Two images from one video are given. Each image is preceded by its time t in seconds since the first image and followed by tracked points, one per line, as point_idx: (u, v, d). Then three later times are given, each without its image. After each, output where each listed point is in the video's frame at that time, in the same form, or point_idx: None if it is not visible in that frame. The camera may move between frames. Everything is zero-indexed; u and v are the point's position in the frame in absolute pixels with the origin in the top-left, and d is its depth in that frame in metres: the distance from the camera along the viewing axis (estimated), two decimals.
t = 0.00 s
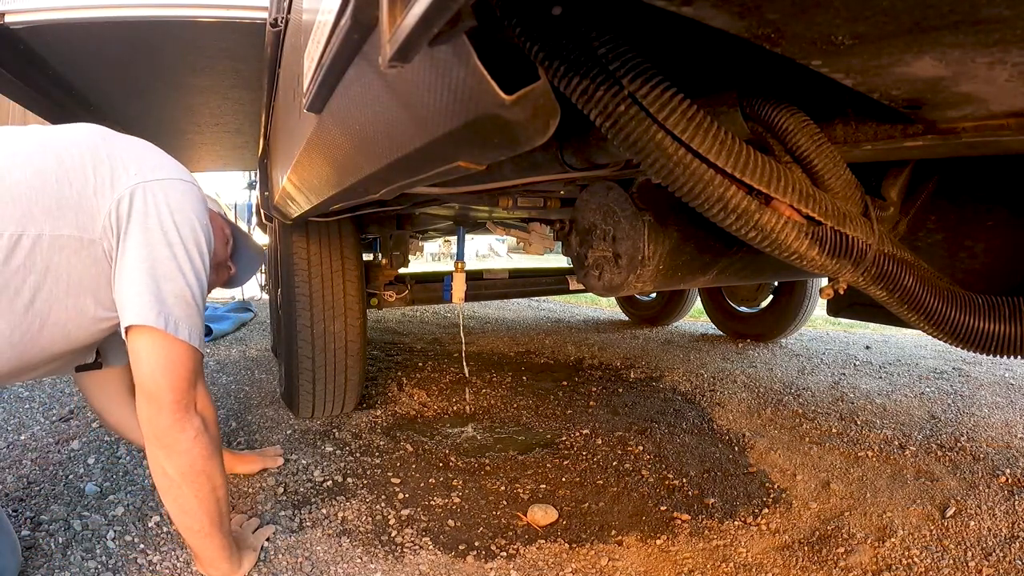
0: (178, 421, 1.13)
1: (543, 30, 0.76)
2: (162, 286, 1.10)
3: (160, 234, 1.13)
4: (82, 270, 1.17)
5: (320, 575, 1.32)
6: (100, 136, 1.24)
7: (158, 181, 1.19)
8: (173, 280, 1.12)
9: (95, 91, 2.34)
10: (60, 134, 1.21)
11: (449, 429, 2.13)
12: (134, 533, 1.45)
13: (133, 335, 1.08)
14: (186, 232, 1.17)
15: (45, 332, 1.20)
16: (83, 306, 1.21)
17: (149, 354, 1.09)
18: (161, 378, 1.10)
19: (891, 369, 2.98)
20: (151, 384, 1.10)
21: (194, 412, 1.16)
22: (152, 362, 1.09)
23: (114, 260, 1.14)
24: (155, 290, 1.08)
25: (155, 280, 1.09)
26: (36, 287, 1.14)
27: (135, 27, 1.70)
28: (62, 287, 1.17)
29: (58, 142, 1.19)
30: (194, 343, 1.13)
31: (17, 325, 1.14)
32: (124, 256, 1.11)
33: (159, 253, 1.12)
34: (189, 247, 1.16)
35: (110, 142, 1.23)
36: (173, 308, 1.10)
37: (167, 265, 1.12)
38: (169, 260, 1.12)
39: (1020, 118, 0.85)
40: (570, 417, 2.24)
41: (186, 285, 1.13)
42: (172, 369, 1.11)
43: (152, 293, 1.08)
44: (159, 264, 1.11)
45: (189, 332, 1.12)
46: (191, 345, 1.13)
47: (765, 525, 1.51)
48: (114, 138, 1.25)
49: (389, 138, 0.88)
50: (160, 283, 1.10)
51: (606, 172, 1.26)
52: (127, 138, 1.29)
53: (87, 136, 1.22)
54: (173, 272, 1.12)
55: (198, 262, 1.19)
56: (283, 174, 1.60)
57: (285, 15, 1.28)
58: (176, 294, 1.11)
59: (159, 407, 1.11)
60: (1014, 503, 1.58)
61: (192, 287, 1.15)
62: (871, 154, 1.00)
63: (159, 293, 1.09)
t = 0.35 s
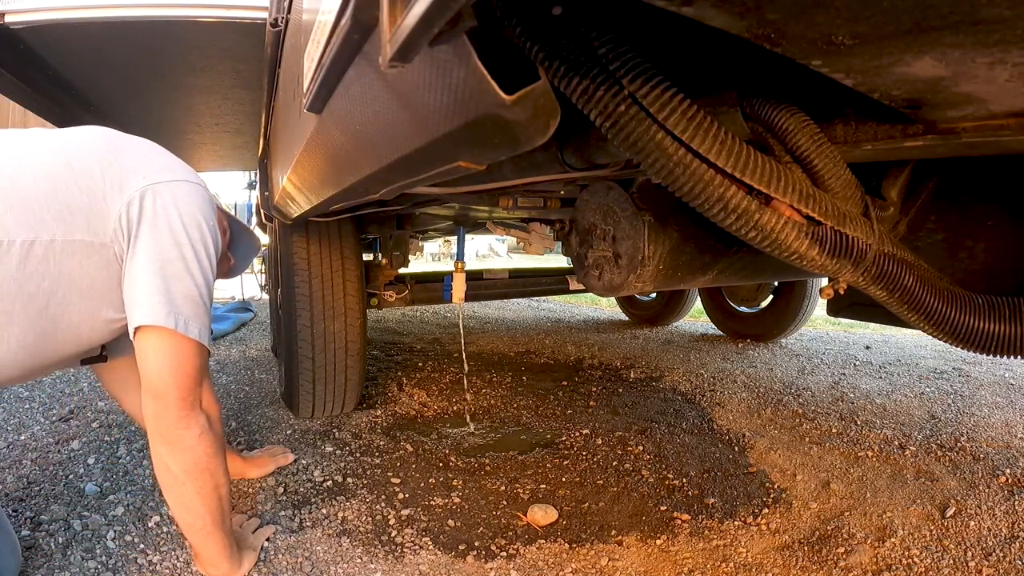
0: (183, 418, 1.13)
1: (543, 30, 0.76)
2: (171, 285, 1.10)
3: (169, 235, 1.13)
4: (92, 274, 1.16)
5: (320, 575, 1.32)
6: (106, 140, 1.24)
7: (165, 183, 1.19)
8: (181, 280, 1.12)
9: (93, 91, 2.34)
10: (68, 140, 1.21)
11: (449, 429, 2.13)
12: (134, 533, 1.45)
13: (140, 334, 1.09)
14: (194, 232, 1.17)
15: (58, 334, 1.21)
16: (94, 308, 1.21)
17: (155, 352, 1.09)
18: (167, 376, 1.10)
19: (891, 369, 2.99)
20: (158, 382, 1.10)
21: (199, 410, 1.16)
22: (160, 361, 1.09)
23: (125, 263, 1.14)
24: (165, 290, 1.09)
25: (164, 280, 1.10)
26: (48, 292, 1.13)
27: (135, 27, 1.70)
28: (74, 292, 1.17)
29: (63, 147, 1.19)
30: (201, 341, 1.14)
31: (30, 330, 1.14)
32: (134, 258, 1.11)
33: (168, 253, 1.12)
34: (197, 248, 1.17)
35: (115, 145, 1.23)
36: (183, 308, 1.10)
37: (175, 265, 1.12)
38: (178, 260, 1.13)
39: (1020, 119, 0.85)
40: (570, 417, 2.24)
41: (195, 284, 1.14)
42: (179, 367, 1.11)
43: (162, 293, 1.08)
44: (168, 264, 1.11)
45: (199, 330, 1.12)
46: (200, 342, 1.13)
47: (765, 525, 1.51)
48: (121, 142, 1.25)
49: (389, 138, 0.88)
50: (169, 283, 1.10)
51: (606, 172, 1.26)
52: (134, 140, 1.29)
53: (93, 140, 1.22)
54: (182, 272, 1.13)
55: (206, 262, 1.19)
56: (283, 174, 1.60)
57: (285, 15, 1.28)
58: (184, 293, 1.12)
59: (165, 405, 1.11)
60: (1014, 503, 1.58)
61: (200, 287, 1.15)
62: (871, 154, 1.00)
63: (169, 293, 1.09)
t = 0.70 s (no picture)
0: (195, 411, 1.13)
1: (543, 30, 0.76)
2: (189, 283, 1.11)
3: (186, 235, 1.14)
4: (108, 277, 1.17)
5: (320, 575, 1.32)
6: (118, 145, 1.25)
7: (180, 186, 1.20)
8: (199, 277, 1.13)
9: (93, 91, 2.33)
10: (79, 145, 1.21)
11: (449, 429, 2.13)
12: (134, 533, 1.45)
13: (156, 329, 1.09)
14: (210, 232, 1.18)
15: (74, 338, 1.21)
16: (112, 310, 1.22)
17: (170, 344, 1.10)
18: (181, 368, 1.11)
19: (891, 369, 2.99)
20: (173, 375, 1.11)
21: (210, 404, 1.17)
22: (176, 353, 1.10)
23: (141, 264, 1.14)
24: (184, 289, 1.10)
25: (183, 278, 1.11)
26: (67, 295, 1.14)
27: (135, 27, 1.70)
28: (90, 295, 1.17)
29: (76, 152, 1.19)
30: (218, 334, 1.15)
31: (49, 331, 1.15)
32: (151, 258, 1.12)
33: (185, 253, 1.13)
34: (213, 248, 1.18)
35: (127, 150, 1.24)
36: (202, 305, 1.11)
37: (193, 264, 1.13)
38: (195, 259, 1.13)
39: (1020, 119, 0.85)
40: (570, 417, 2.24)
41: (212, 281, 1.15)
42: (194, 360, 1.12)
43: (181, 292, 1.09)
44: (185, 263, 1.12)
45: (218, 324, 1.14)
46: (215, 334, 1.14)
47: (765, 525, 1.51)
48: (133, 147, 1.26)
49: (389, 138, 0.88)
50: (187, 281, 1.11)
51: (606, 172, 1.26)
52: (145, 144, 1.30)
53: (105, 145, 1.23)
54: (200, 269, 1.13)
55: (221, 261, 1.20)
56: (283, 174, 1.60)
57: (285, 15, 1.28)
58: (203, 290, 1.13)
59: (178, 397, 1.11)
60: (1014, 503, 1.58)
61: (216, 283, 1.16)
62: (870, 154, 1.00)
63: (188, 291, 1.10)
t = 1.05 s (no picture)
0: (192, 419, 1.13)
1: (543, 30, 0.76)
2: (183, 292, 1.10)
3: (178, 245, 1.13)
4: (100, 290, 1.17)
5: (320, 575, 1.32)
6: (111, 154, 1.24)
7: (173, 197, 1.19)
8: (195, 285, 1.12)
9: (93, 90, 2.33)
10: (71, 155, 1.20)
11: (449, 429, 2.13)
12: (134, 533, 1.45)
13: (148, 339, 1.08)
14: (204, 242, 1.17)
15: (67, 350, 1.21)
16: (103, 323, 1.22)
17: (164, 352, 1.09)
18: (176, 376, 1.10)
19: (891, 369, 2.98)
20: (168, 383, 1.10)
21: (207, 411, 1.16)
22: (171, 362, 1.09)
23: (133, 277, 1.14)
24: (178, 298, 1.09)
25: (177, 287, 1.10)
26: (59, 310, 1.14)
27: (134, 27, 1.70)
28: (83, 308, 1.17)
29: (68, 163, 1.18)
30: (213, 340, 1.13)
31: (40, 345, 1.16)
32: (144, 270, 1.11)
33: (179, 263, 1.12)
34: (209, 256, 1.17)
35: (120, 159, 1.23)
36: (196, 314, 1.10)
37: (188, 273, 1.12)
38: (190, 268, 1.13)
39: (1019, 119, 0.85)
40: (570, 416, 2.24)
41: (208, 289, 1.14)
42: (189, 367, 1.11)
43: (175, 302, 1.09)
44: (179, 272, 1.11)
45: (215, 331, 1.13)
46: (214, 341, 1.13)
47: (765, 525, 1.51)
48: (125, 156, 1.25)
49: (389, 138, 0.88)
50: (182, 289, 1.10)
51: (606, 172, 1.26)
52: (139, 153, 1.29)
53: (97, 155, 1.22)
54: (194, 278, 1.12)
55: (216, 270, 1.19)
56: (283, 174, 1.60)
57: (285, 15, 1.28)
58: (199, 298, 1.12)
59: (174, 405, 1.11)
60: (1014, 503, 1.58)
61: (212, 291, 1.15)
62: (870, 153, 1.00)
63: (182, 300, 1.09)
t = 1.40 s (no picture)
0: (185, 424, 1.13)
1: (543, 30, 0.76)
2: (167, 296, 1.09)
3: (162, 248, 1.13)
4: (85, 291, 1.17)
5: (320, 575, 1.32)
6: (97, 156, 1.24)
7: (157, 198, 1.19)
8: (179, 289, 1.11)
9: (92, 90, 2.34)
10: (57, 157, 1.20)
11: (449, 429, 2.13)
12: (134, 532, 1.45)
13: (136, 343, 1.09)
14: (189, 244, 1.17)
15: (53, 354, 1.21)
16: (88, 326, 1.22)
17: (154, 357, 1.09)
18: (167, 381, 1.10)
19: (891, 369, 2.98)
20: (159, 388, 1.10)
21: (201, 416, 1.16)
22: (161, 368, 1.09)
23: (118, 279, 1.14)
24: (162, 302, 1.08)
25: (161, 291, 1.09)
26: (42, 313, 1.14)
27: (134, 27, 1.70)
28: (67, 310, 1.17)
29: (53, 166, 1.18)
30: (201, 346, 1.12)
31: (25, 348, 1.15)
32: (129, 273, 1.11)
33: (163, 265, 1.12)
34: (194, 258, 1.16)
35: (105, 161, 1.23)
36: (179, 318, 1.09)
37: (172, 276, 1.11)
38: (175, 271, 1.12)
39: (1020, 118, 0.85)
40: (570, 417, 2.24)
41: (193, 292, 1.13)
42: (180, 372, 1.11)
43: (159, 305, 1.08)
44: (164, 275, 1.11)
45: (201, 336, 1.12)
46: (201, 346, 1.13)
47: (765, 525, 1.51)
48: (112, 157, 1.25)
49: (389, 138, 0.88)
50: (167, 293, 1.09)
51: (606, 172, 1.26)
52: (128, 154, 1.29)
53: (83, 157, 1.22)
54: (179, 281, 1.12)
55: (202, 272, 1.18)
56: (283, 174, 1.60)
57: (285, 15, 1.28)
58: (184, 302, 1.11)
59: (166, 411, 1.11)
60: (1014, 503, 1.58)
61: (198, 295, 1.14)
62: (871, 153, 1.00)
63: (166, 304, 1.09)
